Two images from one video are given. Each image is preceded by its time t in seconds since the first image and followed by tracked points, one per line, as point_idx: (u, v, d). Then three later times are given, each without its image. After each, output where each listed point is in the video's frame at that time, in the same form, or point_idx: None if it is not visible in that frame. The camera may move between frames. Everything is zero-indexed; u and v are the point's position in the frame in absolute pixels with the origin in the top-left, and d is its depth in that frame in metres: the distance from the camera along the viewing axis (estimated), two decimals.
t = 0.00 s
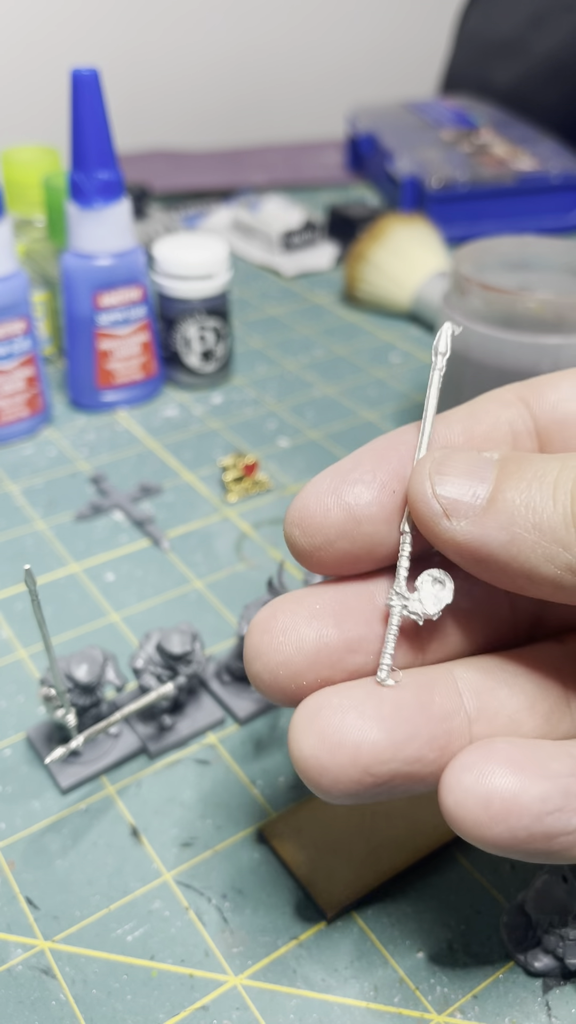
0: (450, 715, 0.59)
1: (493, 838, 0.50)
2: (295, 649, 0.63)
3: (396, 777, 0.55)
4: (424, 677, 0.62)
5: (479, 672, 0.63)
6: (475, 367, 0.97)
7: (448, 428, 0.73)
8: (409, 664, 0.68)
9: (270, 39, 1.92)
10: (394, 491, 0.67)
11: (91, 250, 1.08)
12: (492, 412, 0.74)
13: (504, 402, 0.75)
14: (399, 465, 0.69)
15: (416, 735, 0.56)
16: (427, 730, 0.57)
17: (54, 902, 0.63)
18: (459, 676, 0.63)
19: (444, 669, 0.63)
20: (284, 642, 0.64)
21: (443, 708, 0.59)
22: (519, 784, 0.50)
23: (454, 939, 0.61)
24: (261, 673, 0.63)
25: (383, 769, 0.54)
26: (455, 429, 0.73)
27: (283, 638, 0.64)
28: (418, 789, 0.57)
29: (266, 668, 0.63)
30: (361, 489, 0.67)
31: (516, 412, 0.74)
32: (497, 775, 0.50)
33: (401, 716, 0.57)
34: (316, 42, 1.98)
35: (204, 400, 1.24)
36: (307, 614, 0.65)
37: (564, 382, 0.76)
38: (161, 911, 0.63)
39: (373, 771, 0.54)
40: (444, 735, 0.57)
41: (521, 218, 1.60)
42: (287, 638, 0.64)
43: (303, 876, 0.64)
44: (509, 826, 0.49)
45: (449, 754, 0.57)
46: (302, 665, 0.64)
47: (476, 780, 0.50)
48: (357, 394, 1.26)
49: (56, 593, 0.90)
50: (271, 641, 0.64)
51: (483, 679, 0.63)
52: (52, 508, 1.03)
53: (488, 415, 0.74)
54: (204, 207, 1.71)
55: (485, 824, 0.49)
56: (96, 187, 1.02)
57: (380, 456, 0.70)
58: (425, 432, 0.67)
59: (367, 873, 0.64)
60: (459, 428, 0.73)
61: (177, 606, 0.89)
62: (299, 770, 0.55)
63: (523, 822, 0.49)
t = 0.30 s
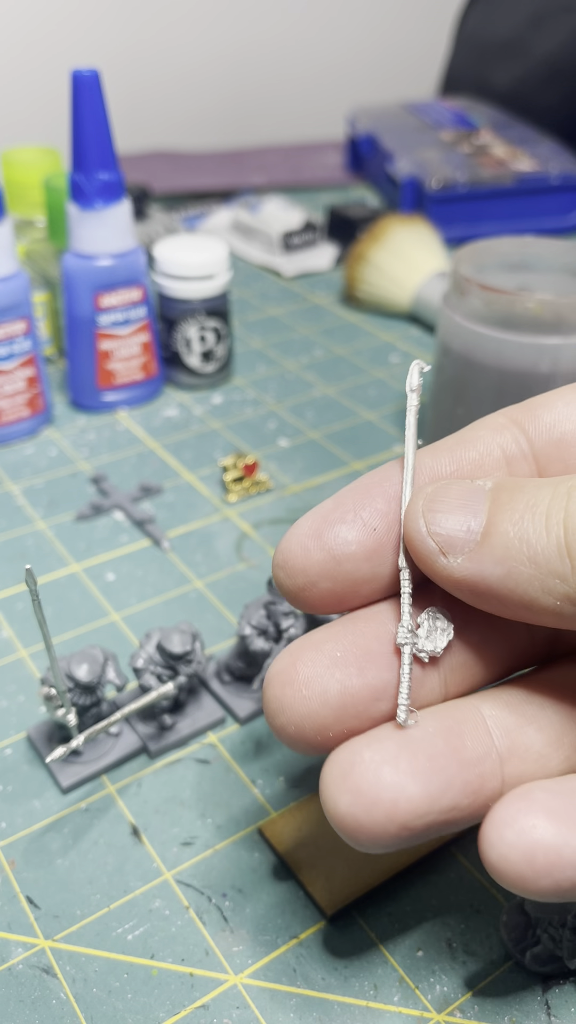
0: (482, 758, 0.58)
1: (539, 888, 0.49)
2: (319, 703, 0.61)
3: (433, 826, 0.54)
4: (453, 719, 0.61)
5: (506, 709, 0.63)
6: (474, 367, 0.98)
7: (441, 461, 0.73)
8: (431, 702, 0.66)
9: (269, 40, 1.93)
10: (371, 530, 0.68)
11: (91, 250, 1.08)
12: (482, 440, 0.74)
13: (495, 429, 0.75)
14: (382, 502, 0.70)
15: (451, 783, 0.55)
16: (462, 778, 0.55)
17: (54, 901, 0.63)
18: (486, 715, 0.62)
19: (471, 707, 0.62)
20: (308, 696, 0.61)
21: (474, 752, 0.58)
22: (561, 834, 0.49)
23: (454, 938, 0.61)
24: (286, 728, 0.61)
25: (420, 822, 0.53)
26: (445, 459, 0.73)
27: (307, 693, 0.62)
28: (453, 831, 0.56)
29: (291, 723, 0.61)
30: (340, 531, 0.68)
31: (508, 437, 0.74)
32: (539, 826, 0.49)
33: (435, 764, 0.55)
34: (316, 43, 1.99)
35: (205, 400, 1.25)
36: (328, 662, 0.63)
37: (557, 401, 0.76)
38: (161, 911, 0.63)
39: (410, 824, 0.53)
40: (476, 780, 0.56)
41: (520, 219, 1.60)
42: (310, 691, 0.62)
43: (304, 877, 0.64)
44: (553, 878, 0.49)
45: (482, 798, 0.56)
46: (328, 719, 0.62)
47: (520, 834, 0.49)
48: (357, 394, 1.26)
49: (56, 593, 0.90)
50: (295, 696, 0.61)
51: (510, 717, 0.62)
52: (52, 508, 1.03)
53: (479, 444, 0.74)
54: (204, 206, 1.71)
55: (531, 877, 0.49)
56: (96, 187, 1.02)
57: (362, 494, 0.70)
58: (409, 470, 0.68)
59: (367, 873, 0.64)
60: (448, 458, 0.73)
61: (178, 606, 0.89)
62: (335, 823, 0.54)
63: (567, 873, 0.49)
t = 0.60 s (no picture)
0: (474, 731, 0.59)
1: (534, 854, 0.50)
2: (298, 685, 0.62)
3: (418, 798, 0.56)
4: (444, 693, 0.61)
5: (503, 677, 0.63)
6: (474, 367, 0.98)
7: (440, 425, 0.72)
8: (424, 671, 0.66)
9: (270, 40, 1.93)
10: (350, 503, 0.68)
11: (91, 250, 1.08)
12: (483, 403, 0.72)
13: (497, 390, 0.73)
14: (364, 475, 0.69)
15: (435, 759, 0.56)
16: (447, 753, 0.57)
17: (54, 901, 0.63)
18: (482, 685, 0.62)
19: (466, 677, 0.63)
20: (287, 676, 0.62)
21: (466, 725, 0.59)
22: (557, 801, 0.50)
23: (454, 938, 0.61)
24: (269, 703, 0.63)
25: (400, 796, 0.56)
26: (442, 424, 0.72)
27: (287, 673, 0.62)
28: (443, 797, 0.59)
29: (273, 701, 0.63)
30: (320, 504, 0.68)
31: (512, 399, 0.72)
32: (534, 793, 0.50)
33: (419, 739, 0.57)
34: (316, 43, 1.99)
35: (205, 400, 1.25)
36: (308, 641, 0.63)
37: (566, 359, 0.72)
38: (161, 911, 0.63)
39: (392, 799, 0.55)
40: (467, 754, 0.58)
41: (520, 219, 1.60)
42: (290, 673, 0.62)
43: (303, 876, 0.64)
44: (551, 845, 0.50)
45: (473, 771, 0.58)
46: (308, 698, 0.62)
47: (514, 802, 0.50)
48: (357, 394, 1.26)
49: (56, 593, 0.90)
50: (275, 676, 0.62)
51: (507, 687, 0.62)
52: (52, 508, 1.03)
53: (480, 407, 0.72)
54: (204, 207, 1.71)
55: (525, 845, 0.50)
56: (96, 187, 1.02)
57: (349, 465, 0.70)
58: (396, 455, 0.69)
59: (367, 872, 0.64)
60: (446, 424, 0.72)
61: (177, 606, 0.89)
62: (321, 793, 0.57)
63: (564, 840, 0.49)
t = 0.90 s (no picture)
0: (466, 725, 0.60)
1: (523, 843, 0.51)
2: (299, 679, 0.62)
3: (412, 790, 0.57)
4: (439, 688, 0.62)
5: (496, 673, 0.63)
6: (474, 367, 0.98)
7: (444, 429, 0.71)
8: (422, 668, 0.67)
9: (270, 40, 1.93)
10: (355, 505, 0.68)
11: (91, 250, 1.08)
12: (485, 407, 0.71)
13: (500, 395, 0.72)
14: (368, 477, 0.69)
15: (428, 752, 0.57)
16: (440, 746, 0.58)
17: (54, 901, 0.63)
18: (475, 680, 0.63)
19: (461, 673, 0.63)
20: (289, 672, 0.62)
21: (458, 720, 0.60)
22: (544, 791, 0.50)
23: (454, 938, 0.61)
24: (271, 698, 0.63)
25: (394, 787, 0.56)
26: (445, 428, 0.71)
27: (289, 669, 0.62)
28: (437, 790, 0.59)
29: (276, 695, 0.63)
30: (324, 505, 0.68)
31: (514, 404, 0.71)
32: (522, 785, 0.51)
33: (413, 733, 0.58)
34: (316, 42, 1.98)
35: (205, 400, 1.25)
36: (309, 636, 0.64)
37: (568, 364, 0.71)
38: (161, 911, 0.63)
39: (386, 790, 0.56)
40: (459, 747, 0.59)
41: (520, 219, 1.60)
42: (292, 669, 0.62)
43: (302, 875, 0.64)
44: (538, 834, 0.50)
45: (466, 764, 0.59)
46: (309, 694, 0.63)
47: (501, 792, 0.51)
48: (357, 394, 1.27)
49: (56, 593, 0.90)
50: (278, 672, 0.63)
51: (501, 682, 0.63)
52: (52, 508, 1.03)
53: (483, 411, 0.71)
54: (204, 207, 1.71)
55: (514, 834, 0.50)
56: (96, 187, 1.02)
57: (354, 466, 0.70)
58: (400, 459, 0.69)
59: (367, 873, 0.64)
60: (450, 429, 0.71)
61: (177, 606, 0.89)
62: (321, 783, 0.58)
63: (551, 830, 0.50)
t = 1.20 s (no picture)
0: (460, 723, 0.60)
1: (514, 837, 0.51)
2: (294, 675, 0.63)
3: (405, 787, 0.57)
4: (433, 685, 0.62)
5: (491, 671, 0.63)
6: (474, 367, 0.98)
7: (442, 427, 0.71)
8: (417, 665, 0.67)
9: (270, 39, 1.93)
10: (352, 503, 0.68)
11: (91, 250, 1.08)
12: (483, 406, 0.71)
13: (499, 394, 0.72)
14: (366, 475, 0.70)
15: (422, 749, 0.57)
16: (433, 743, 0.58)
17: (54, 901, 0.63)
18: (470, 677, 0.63)
19: (456, 671, 0.63)
20: (285, 668, 0.63)
21: (452, 717, 0.60)
22: (535, 787, 0.50)
23: (454, 938, 0.61)
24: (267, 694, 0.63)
25: (388, 784, 0.56)
26: (444, 427, 0.71)
27: (284, 665, 0.63)
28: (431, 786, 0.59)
29: (272, 691, 0.63)
30: (322, 503, 0.68)
31: (513, 403, 0.71)
32: (514, 780, 0.51)
33: (407, 729, 0.58)
34: (316, 42, 1.98)
35: (205, 400, 1.25)
36: (305, 632, 0.64)
37: (567, 363, 0.71)
38: (161, 911, 0.63)
39: (380, 786, 0.56)
40: (452, 744, 0.59)
41: (520, 219, 1.60)
42: (287, 665, 0.63)
43: (303, 875, 0.64)
44: (528, 829, 0.50)
45: (460, 760, 0.59)
46: (305, 689, 0.63)
47: (492, 787, 0.51)
48: (357, 394, 1.27)
49: (56, 593, 0.90)
50: (273, 667, 0.63)
51: (495, 679, 0.63)
52: (52, 508, 1.03)
53: (481, 410, 0.71)
54: (204, 207, 1.71)
55: (505, 829, 0.51)
56: (97, 187, 1.02)
57: (352, 464, 0.70)
58: (398, 458, 0.69)
59: (368, 873, 0.64)
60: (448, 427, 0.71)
61: (177, 606, 0.89)
62: (316, 779, 0.58)
63: (541, 824, 0.50)
